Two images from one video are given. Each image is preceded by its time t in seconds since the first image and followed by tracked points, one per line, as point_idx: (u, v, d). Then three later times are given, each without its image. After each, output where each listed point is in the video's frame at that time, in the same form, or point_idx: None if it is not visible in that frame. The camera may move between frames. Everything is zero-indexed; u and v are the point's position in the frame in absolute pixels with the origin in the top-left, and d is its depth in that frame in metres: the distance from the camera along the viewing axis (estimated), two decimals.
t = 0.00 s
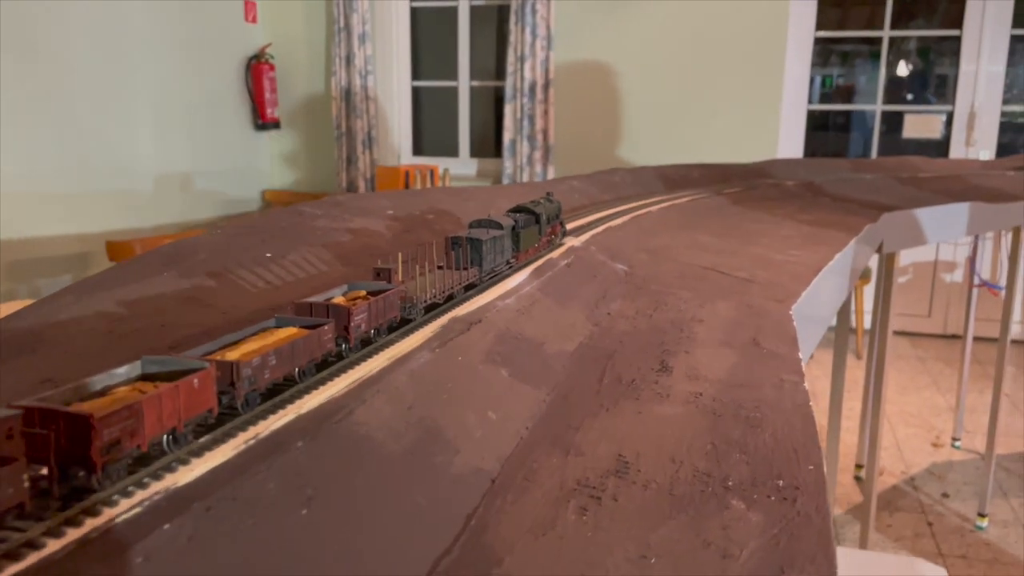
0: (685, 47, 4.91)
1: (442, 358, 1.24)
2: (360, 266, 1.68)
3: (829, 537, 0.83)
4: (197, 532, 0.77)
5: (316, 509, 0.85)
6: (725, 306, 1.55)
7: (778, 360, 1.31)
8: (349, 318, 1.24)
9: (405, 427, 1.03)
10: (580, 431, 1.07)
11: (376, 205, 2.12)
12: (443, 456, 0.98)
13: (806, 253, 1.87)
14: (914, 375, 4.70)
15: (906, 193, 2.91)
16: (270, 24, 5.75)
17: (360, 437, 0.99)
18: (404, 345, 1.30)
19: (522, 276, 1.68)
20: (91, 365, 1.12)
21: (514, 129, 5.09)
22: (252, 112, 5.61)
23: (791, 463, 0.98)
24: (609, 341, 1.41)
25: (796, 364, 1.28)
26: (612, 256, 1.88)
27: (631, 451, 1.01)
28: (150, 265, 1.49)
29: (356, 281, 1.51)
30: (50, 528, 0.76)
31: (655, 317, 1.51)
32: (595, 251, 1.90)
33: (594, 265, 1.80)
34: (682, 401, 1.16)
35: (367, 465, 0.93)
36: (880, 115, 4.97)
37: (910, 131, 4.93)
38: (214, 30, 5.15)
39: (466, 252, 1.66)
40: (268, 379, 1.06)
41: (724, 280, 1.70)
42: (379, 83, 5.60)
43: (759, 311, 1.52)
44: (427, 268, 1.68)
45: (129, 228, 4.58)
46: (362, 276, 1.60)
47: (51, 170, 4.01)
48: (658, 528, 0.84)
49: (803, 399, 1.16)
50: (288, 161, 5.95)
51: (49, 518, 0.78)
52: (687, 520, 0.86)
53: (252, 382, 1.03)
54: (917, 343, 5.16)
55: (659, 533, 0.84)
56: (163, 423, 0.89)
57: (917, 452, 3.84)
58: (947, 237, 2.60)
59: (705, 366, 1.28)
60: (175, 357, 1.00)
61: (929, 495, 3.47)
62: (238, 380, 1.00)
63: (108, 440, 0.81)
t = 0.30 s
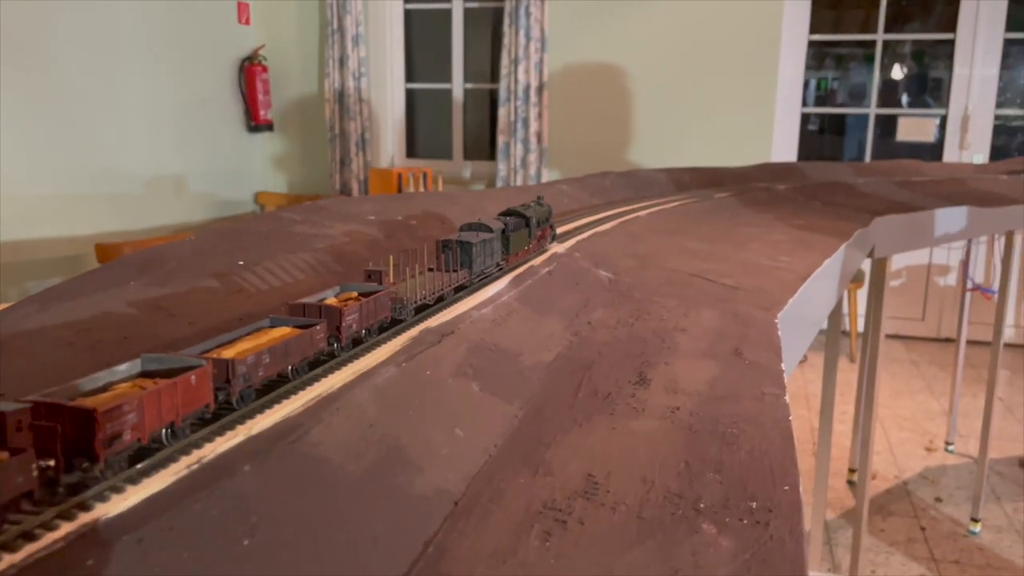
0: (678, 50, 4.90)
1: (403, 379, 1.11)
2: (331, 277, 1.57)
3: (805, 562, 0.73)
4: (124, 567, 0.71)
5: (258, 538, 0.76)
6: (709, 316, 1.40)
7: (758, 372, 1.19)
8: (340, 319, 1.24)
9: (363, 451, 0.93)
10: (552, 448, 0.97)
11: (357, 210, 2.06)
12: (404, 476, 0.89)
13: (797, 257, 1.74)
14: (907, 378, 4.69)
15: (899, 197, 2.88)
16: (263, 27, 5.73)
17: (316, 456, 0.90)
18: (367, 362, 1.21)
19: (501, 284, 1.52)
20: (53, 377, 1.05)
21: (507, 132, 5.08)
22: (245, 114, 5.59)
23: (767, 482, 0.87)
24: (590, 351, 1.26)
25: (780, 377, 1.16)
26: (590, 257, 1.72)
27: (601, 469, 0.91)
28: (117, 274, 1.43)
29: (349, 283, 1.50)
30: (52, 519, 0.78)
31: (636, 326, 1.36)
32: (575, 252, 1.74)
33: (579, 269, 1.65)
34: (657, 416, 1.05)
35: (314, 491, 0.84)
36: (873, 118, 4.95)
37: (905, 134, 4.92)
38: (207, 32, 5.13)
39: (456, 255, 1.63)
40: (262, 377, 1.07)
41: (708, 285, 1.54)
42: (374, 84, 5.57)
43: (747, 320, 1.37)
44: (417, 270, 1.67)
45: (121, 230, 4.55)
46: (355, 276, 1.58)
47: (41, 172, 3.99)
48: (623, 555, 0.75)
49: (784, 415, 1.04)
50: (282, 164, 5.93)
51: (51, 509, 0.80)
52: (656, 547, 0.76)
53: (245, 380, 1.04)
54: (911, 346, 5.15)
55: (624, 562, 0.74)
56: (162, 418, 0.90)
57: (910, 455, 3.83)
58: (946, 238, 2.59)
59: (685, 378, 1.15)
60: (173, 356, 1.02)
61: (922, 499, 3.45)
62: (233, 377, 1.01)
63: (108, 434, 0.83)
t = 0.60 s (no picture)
0: (673, 52, 4.89)
1: (368, 399, 1.06)
2: (308, 287, 1.51)
3: None
4: None
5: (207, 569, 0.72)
6: (696, 323, 1.34)
7: (743, 383, 1.12)
8: (336, 319, 1.24)
9: (323, 473, 0.88)
10: (525, 467, 0.91)
11: (341, 214, 2.02)
12: (367, 500, 0.84)
13: (787, 263, 1.70)
14: (901, 382, 4.68)
15: (893, 201, 2.87)
16: (257, 28, 5.71)
17: (271, 479, 0.86)
18: (336, 378, 1.15)
19: (480, 294, 1.47)
20: (31, 379, 1.03)
21: (502, 134, 5.06)
22: (238, 116, 5.57)
23: (745, 503, 0.82)
24: (570, 363, 1.20)
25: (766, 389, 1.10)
26: (575, 263, 1.66)
27: (576, 490, 0.86)
28: (92, 279, 1.40)
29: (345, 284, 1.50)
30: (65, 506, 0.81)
31: (620, 336, 1.30)
32: (559, 258, 1.68)
33: (565, 276, 1.59)
34: (637, 432, 0.99)
35: (265, 523, 0.79)
36: (868, 121, 4.94)
37: (899, 137, 4.91)
38: (200, 34, 5.11)
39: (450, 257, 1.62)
40: (262, 374, 1.09)
41: (693, 291, 1.48)
42: (368, 86, 5.54)
43: (733, 328, 1.31)
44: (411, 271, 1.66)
45: (113, 233, 4.52)
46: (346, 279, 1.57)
47: (32, 174, 3.96)
48: None
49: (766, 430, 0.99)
50: (276, 166, 5.91)
51: (64, 497, 0.82)
52: None
53: (246, 376, 1.06)
54: (906, 349, 5.14)
55: None
56: (168, 412, 0.93)
57: (905, 459, 3.82)
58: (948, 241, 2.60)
59: (667, 390, 1.10)
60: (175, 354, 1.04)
61: (916, 504, 3.44)
62: (234, 373, 1.04)
63: (117, 426, 0.86)
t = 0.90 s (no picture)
0: (667, 54, 4.88)
1: (332, 410, 1.02)
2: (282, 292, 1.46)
3: None
4: None
5: None
6: (680, 328, 1.29)
7: (725, 393, 1.08)
8: (331, 316, 1.24)
9: (279, 490, 0.83)
10: (495, 481, 0.87)
11: (324, 217, 1.99)
12: (323, 519, 0.79)
13: (777, 267, 1.68)
14: (895, 385, 4.66)
15: (885, 204, 2.86)
16: (250, 30, 5.69)
17: (222, 497, 0.82)
18: (300, 387, 1.10)
19: (458, 300, 1.43)
20: (22, 379, 1.03)
21: (496, 136, 5.05)
22: (231, 118, 5.54)
23: (718, 522, 0.78)
24: (549, 371, 1.16)
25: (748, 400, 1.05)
26: (560, 268, 1.61)
27: (546, 505, 0.82)
28: (63, 286, 1.37)
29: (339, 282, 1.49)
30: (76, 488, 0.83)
31: (601, 343, 1.25)
32: (543, 263, 1.64)
33: (548, 282, 1.53)
34: (613, 443, 0.95)
35: (206, 550, 0.73)
36: (862, 123, 4.94)
37: (894, 139, 4.91)
38: (193, 36, 5.09)
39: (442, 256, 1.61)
40: (260, 368, 1.08)
41: (680, 296, 1.44)
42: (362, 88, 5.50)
43: (719, 334, 1.27)
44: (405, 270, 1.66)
45: (103, 235, 4.50)
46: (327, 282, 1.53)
47: (22, 175, 3.93)
48: None
49: (747, 443, 0.95)
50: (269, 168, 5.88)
51: (77, 480, 0.85)
52: None
53: (246, 368, 1.06)
54: (900, 352, 5.14)
55: None
56: (173, 401, 0.94)
57: (898, 463, 3.81)
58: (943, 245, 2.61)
59: (647, 399, 1.06)
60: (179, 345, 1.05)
61: (909, 507, 3.43)
62: (233, 366, 1.04)
63: (124, 414, 0.87)
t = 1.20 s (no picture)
0: (660, 57, 4.88)
1: (292, 421, 0.98)
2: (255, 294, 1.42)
3: None
4: None
5: None
6: (661, 333, 1.25)
7: (705, 399, 1.04)
8: (324, 309, 1.26)
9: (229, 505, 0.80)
10: (460, 493, 0.84)
11: (307, 220, 1.97)
12: (275, 533, 0.76)
13: (764, 270, 1.66)
14: (888, 388, 4.66)
15: (876, 207, 2.85)
16: (242, 31, 5.66)
17: (167, 513, 0.78)
18: (262, 396, 1.05)
19: (432, 305, 1.38)
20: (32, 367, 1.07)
21: (489, 138, 5.04)
22: (223, 119, 5.52)
23: (684, 534, 0.75)
24: (522, 378, 1.12)
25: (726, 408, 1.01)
26: (542, 271, 1.58)
27: (510, 517, 0.79)
28: (33, 291, 1.35)
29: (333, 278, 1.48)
30: (58, 480, 0.84)
31: (579, 348, 1.21)
32: (526, 266, 1.61)
33: (529, 286, 1.49)
34: (584, 453, 0.92)
35: (152, 565, 0.71)
36: (855, 125, 4.93)
37: (887, 142, 4.90)
38: (185, 38, 5.07)
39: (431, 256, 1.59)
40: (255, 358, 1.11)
41: (663, 300, 1.41)
42: (355, 89, 5.50)
43: (700, 339, 1.23)
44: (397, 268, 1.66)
45: (94, 237, 4.48)
46: (305, 283, 1.49)
47: (14, 178, 3.92)
48: None
49: (721, 450, 0.91)
50: (263, 170, 5.86)
51: (70, 467, 0.86)
52: None
53: (243, 359, 1.09)
54: (893, 354, 5.13)
55: None
56: (173, 388, 0.98)
57: (891, 466, 3.80)
58: (935, 246, 2.60)
59: (623, 407, 1.02)
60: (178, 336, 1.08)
61: (901, 510, 3.42)
62: (231, 356, 1.07)
63: (127, 399, 0.91)
